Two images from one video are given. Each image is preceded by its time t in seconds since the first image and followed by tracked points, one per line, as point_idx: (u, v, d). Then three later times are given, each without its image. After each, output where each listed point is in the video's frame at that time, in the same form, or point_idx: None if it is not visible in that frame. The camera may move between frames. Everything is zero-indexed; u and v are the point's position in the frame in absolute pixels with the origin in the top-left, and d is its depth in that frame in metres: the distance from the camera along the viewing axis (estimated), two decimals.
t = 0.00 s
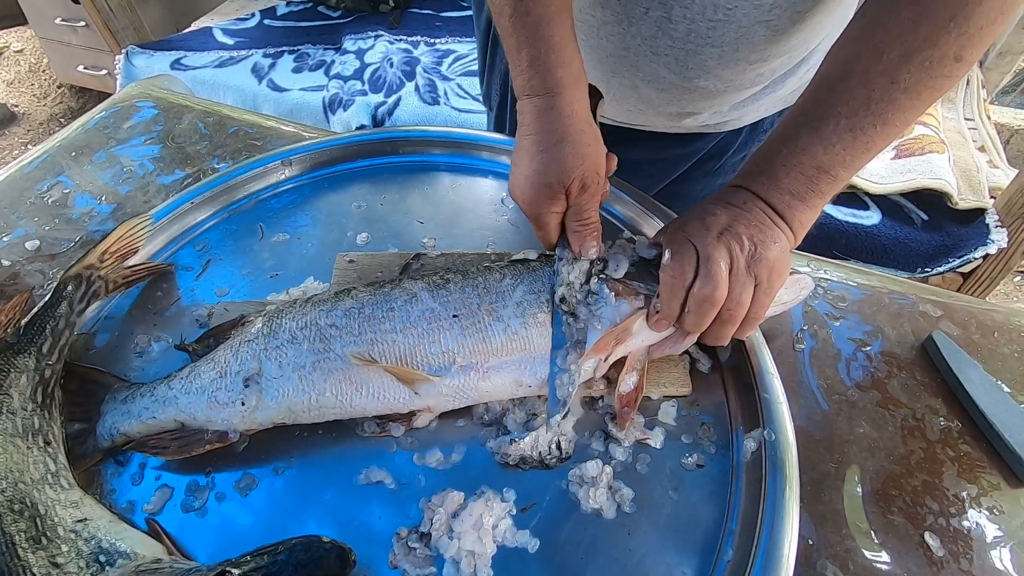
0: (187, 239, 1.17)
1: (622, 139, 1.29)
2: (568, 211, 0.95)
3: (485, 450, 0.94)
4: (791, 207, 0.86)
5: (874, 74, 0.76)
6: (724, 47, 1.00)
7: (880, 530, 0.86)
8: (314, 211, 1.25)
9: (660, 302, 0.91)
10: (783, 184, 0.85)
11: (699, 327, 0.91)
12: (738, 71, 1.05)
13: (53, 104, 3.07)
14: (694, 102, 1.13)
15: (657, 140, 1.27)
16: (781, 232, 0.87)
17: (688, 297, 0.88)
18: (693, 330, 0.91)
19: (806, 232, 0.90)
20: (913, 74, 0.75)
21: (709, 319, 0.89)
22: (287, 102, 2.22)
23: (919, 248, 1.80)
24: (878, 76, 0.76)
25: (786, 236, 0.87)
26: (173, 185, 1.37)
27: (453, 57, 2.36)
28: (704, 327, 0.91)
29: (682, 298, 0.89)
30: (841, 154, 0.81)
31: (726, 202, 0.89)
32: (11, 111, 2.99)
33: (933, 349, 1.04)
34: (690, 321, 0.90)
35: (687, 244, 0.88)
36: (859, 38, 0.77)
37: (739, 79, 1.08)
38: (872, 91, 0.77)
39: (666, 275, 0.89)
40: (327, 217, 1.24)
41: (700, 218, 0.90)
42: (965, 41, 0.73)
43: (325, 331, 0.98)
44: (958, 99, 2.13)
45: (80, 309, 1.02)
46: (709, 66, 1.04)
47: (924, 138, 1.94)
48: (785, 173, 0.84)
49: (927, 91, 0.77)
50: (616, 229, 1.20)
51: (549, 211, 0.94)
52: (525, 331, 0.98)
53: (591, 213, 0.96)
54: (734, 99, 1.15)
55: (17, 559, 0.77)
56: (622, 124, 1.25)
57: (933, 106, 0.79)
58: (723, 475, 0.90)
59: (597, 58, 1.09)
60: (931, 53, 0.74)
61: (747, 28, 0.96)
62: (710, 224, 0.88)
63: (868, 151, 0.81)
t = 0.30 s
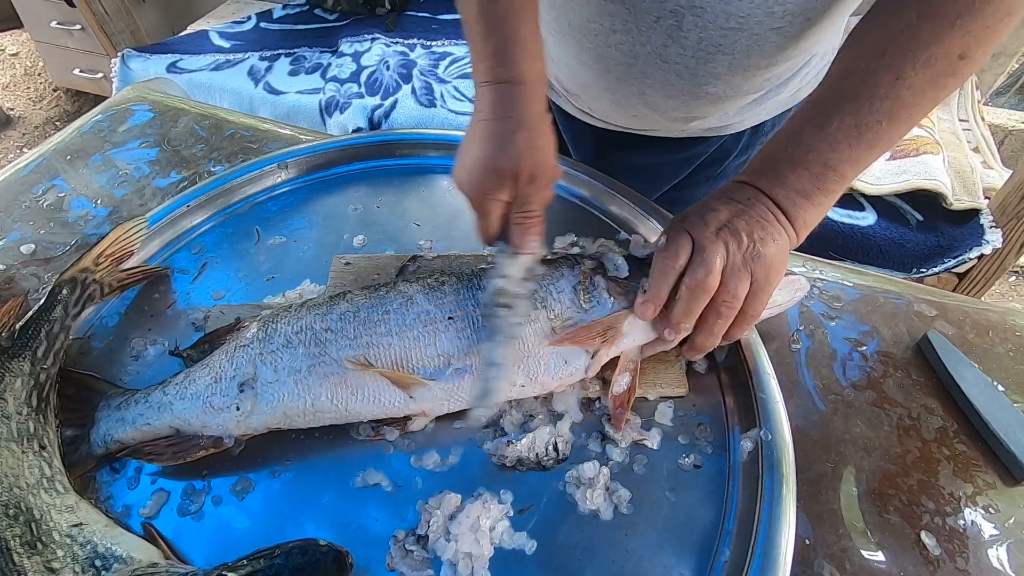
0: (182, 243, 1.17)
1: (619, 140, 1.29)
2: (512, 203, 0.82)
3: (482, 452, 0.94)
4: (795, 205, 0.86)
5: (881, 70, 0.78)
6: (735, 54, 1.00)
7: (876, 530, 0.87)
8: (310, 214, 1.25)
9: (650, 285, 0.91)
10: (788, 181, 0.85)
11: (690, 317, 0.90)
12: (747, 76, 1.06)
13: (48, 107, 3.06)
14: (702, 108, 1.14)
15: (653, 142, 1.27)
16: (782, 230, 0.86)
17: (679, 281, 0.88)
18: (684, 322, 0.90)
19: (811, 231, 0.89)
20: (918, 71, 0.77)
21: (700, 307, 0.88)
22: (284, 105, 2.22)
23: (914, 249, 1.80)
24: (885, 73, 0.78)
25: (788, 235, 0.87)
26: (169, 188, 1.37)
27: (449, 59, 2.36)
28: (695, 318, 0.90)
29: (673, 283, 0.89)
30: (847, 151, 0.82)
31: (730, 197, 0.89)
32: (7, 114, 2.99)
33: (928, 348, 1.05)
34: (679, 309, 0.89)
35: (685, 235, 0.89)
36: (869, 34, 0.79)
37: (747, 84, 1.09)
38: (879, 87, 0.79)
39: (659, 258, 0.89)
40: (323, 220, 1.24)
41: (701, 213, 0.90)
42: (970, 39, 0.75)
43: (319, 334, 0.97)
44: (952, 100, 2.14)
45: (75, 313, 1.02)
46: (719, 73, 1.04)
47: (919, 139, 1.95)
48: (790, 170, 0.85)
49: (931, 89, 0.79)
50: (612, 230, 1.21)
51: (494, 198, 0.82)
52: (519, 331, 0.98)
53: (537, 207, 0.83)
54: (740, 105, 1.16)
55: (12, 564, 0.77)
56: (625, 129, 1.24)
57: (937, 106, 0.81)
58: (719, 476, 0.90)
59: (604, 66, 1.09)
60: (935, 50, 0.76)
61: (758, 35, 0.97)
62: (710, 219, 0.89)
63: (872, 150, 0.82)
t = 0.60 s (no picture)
0: (179, 244, 1.17)
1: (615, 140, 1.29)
2: (570, 197, 1.01)
3: (480, 451, 0.94)
4: (805, 214, 0.82)
5: (904, 69, 0.73)
6: (732, 63, 1.01)
7: (871, 526, 0.87)
8: (309, 214, 1.25)
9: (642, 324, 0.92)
10: (799, 188, 0.82)
11: (681, 352, 0.91)
12: (744, 84, 1.06)
13: (44, 109, 3.06)
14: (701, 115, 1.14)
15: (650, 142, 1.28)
16: (784, 245, 0.84)
17: (668, 319, 0.88)
18: (676, 356, 0.92)
19: (825, 239, 0.86)
20: (945, 70, 0.72)
21: (690, 340, 0.89)
22: (282, 107, 2.22)
23: (910, 248, 1.81)
24: (908, 72, 0.73)
25: (795, 246, 0.84)
26: (166, 189, 1.37)
27: (446, 60, 2.37)
28: (688, 348, 0.91)
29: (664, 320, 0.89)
30: (866, 153, 0.77)
31: (728, 214, 0.87)
32: (2, 116, 2.99)
33: (923, 346, 1.05)
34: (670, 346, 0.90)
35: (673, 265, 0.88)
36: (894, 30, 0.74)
37: (746, 91, 1.09)
38: (900, 87, 0.74)
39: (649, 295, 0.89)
40: (321, 220, 1.24)
41: (696, 232, 0.88)
42: (1002, 37, 0.69)
43: (318, 333, 0.96)
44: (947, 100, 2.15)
45: (72, 314, 1.02)
46: (717, 82, 1.05)
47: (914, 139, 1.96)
48: (803, 174, 0.81)
49: (960, 89, 0.73)
50: (610, 231, 1.21)
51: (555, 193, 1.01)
52: (517, 339, 0.96)
53: (589, 202, 1.02)
54: (739, 110, 1.15)
55: (11, 564, 0.77)
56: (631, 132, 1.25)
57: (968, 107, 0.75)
58: (716, 473, 0.91)
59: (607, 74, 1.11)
60: (964, 48, 0.70)
61: (754, 46, 0.97)
62: (705, 239, 0.87)
63: (893, 154, 0.77)
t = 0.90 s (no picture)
0: (179, 247, 1.18)
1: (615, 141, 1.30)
2: (546, 202, 0.96)
3: (479, 452, 0.95)
4: (798, 208, 0.82)
5: (904, 56, 0.71)
6: (741, 60, 1.01)
7: (869, 526, 0.88)
8: (308, 217, 1.25)
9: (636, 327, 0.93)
10: (795, 181, 0.81)
11: (670, 351, 0.93)
12: (753, 81, 1.06)
13: (42, 112, 3.06)
14: (710, 117, 1.14)
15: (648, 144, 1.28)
16: (774, 242, 0.84)
17: (659, 323, 0.90)
18: (668, 355, 0.94)
19: (818, 232, 0.85)
20: (948, 54, 0.69)
21: (678, 342, 0.91)
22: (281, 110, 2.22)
23: (907, 248, 1.82)
24: (908, 57, 0.71)
25: (786, 240, 0.84)
26: (165, 192, 1.37)
27: (444, 62, 2.37)
28: (675, 350, 0.93)
29: (654, 322, 0.90)
30: (863, 143, 0.76)
31: (719, 209, 0.86)
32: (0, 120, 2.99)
33: (920, 346, 1.06)
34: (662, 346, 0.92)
35: (661, 271, 0.88)
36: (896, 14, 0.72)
37: (755, 90, 1.08)
38: (901, 73, 0.71)
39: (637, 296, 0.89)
40: (320, 222, 1.25)
41: (683, 232, 0.87)
42: (1003, 21, 0.66)
43: (294, 343, 0.97)
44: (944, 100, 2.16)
45: (68, 318, 1.02)
46: (725, 80, 1.05)
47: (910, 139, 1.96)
48: (800, 168, 0.80)
49: (962, 76, 0.70)
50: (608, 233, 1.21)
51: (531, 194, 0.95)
52: (495, 348, 0.96)
53: (566, 207, 0.97)
54: (747, 114, 1.16)
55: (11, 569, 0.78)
56: (637, 138, 1.27)
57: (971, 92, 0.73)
58: (715, 474, 0.91)
59: (612, 78, 1.12)
60: (967, 32, 0.68)
61: (760, 41, 0.97)
62: (695, 239, 0.85)
63: (893, 143, 0.76)
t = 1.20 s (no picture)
0: (176, 251, 1.18)
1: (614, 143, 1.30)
2: (494, 215, 0.92)
3: (478, 456, 0.95)
4: (804, 211, 0.83)
5: (917, 53, 0.71)
6: (738, 59, 1.01)
7: (868, 527, 0.88)
8: (307, 220, 1.25)
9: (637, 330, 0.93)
10: (805, 183, 0.81)
11: (670, 353, 0.94)
12: (751, 81, 1.06)
13: (41, 114, 3.06)
14: (709, 117, 1.14)
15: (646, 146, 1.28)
16: (780, 245, 0.84)
17: (660, 330, 0.90)
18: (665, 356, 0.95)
19: (822, 234, 0.86)
20: (961, 52, 0.69)
21: (679, 346, 0.92)
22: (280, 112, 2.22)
23: (905, 249, 1.82)
24: (923, 54, 0.70)
25: (793, 243, 0.85)
26: (163, 196, 1.37)
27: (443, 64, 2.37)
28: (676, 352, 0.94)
29: (655, 328, 0.91)
30: (875, 142, 0.76)
31: (725, 212, 0.86)
32: None
33: (918, 347, 1.06)
34: (664, 348, 0.93)
35: (662, 278, 0.88)
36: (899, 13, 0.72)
37: (754, 90, 1.08)
38: (914, 71, 0.71)
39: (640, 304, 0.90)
40: (320, 225, 1.25)
41: (688, 236, 0.87)
42: (1017, 19, 0.67)
43: (291, 347, 0.97)
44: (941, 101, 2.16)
45: (66, 322, 1.02)
46: (723, 79, 1.05)
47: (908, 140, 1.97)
48: (809, 169, 0.80)
49: (973, 74, 0.71)
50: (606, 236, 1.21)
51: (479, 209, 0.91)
52: (490, 352, 0.96)
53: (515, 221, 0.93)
54: (747, 117, 1.16)
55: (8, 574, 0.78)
56: (636, 138, 1.26)
57: (980, 92, 0.74)
58: (714, 476, 0.91)
59: (610, 76, 1.11)
60: (979, 30, 0.68)
61: (759, 41, 0.97)
62: (699, 245, 0.86)
63: (903, 142, 0.76)
